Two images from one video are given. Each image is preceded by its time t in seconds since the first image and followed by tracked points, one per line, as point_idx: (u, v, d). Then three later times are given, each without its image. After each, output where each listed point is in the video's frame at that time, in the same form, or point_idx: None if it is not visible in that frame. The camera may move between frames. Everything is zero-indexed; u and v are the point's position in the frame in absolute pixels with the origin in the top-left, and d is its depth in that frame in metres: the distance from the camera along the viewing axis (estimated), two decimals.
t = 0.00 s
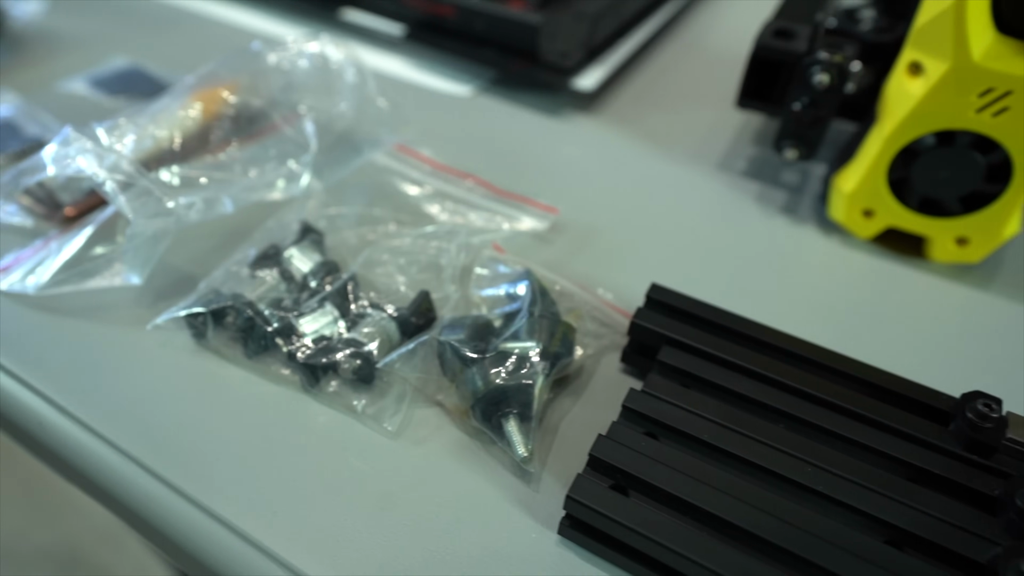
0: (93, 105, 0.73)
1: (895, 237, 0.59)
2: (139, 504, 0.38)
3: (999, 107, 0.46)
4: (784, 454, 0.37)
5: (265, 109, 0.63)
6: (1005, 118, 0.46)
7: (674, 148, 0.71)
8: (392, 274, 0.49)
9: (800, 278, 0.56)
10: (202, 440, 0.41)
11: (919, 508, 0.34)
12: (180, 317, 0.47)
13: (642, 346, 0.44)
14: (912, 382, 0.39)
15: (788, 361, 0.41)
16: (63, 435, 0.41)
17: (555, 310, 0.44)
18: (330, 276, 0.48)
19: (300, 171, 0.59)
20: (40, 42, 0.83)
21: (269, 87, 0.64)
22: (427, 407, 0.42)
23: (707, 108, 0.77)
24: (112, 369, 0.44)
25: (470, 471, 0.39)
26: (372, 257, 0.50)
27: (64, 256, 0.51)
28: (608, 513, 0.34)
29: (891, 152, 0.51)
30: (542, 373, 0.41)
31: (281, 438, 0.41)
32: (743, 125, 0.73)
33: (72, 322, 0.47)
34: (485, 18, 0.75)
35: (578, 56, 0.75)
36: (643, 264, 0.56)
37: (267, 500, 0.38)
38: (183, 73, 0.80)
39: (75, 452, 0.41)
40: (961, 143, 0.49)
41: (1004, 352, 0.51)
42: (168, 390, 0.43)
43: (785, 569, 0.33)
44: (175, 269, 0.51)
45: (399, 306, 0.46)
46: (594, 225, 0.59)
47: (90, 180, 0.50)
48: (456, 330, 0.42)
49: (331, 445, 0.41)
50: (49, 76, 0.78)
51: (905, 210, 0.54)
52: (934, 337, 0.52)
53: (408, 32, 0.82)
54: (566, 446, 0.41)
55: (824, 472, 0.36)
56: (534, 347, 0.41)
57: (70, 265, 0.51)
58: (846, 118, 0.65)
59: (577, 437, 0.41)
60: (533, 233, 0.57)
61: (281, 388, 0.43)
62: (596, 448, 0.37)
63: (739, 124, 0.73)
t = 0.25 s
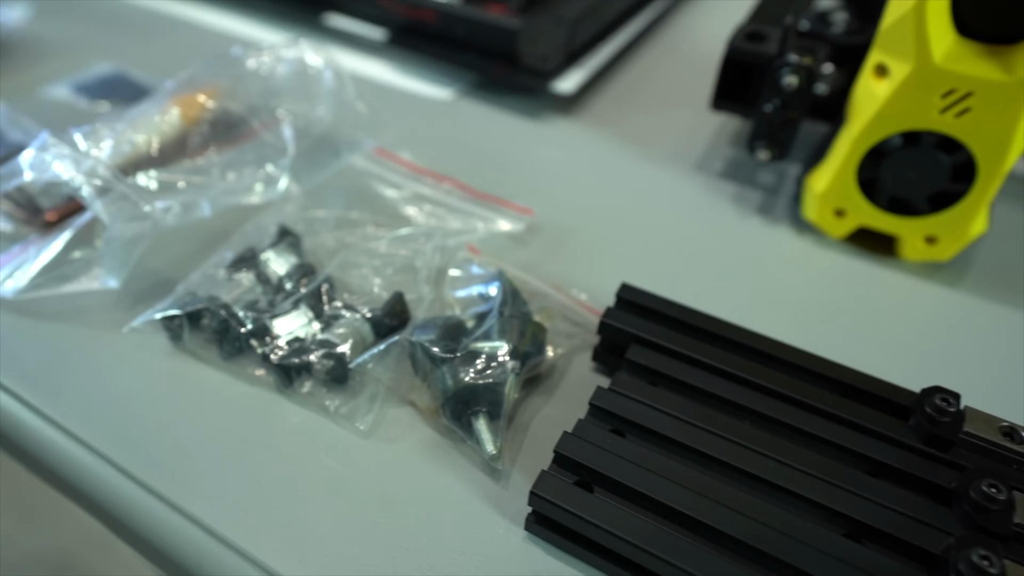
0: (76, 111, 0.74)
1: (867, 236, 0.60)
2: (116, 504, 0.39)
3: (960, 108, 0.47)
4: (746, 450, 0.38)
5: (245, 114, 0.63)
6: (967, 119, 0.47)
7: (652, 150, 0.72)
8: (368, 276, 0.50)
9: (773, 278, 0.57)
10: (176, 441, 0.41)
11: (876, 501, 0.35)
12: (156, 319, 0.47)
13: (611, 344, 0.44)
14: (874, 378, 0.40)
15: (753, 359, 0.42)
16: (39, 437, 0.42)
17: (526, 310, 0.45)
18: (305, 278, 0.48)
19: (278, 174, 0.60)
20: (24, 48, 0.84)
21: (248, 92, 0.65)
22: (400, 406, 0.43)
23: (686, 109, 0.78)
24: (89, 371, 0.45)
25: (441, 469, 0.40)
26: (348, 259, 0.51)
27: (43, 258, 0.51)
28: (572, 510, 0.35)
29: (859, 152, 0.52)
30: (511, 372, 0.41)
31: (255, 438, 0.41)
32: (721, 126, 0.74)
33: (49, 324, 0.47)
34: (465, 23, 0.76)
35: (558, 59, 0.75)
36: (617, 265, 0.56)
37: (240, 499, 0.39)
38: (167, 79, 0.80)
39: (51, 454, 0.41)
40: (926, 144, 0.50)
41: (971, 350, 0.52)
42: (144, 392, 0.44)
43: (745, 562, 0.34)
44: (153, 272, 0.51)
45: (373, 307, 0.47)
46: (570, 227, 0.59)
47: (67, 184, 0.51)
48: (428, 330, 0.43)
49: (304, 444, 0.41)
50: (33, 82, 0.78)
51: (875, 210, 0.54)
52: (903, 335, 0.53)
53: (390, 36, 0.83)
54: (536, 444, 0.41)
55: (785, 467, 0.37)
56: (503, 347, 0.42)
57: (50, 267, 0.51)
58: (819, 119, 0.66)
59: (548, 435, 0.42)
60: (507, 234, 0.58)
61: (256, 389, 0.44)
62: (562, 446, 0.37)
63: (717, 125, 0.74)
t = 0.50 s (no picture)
0: (60, 115, 0.74)
1: (841, 233, 0.61)
2: (92, 500, 0.40)
3: (926, 105, 0.47)
4: (712, 442, 0.38)
5: (226, 116, 0.64)
6: (933, 116, 0.48)
7: (631, 150, 0.72)
8: (345, 274, 0.50)
9: (748, 276, 0.58)
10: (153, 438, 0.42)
11: (838, 491, 0.35)
12: (134, 319, 0.48)
13: (583, 339, 0.45)
14: (839, 371, 0.40)
15: (721, 353, 0.42)
16: (17, 436, 0.42)
17: (499, 307, 0.45)
18: (283, 278, 0.49)
19: (257, 175, 0.60)
20: (8, 52, 0.84)
21: (229, 95, 0.65)
22: (375, 402, 0.44)
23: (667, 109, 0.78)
24: (67, 370, 0.45)
25: (414, 463, 0.41)
26: (326, 258, 0.51)
27: (23, 259, 0.51)
28: (539, 501, 0.35)
29: (830, 149, 0.53)
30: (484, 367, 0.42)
31: (230, 435, 0.42)
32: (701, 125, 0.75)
33: (28, 324, 0.48)
34: (447, 25, 0.77)
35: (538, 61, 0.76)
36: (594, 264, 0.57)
37: (215, 494, 0.39)
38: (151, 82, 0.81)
39: (29, 452, 0.42)
40: (895, 141, 0.50)
41: (941, 344, 0.52)
42: (121, 390, 0.44)
43: (708, 552, 0.34)
44: (133, 273, 0.51)
45: (348, 305, 0.47)
46: (548, 226, 0.60)
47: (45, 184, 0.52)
48: (402, 327, 0.44)
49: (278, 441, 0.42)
50: (17, 86, 0.79)
51: (847, 206, 0.55)
52: (875, 330, 0.53)
53: (373, 39, 0.84)
54: (508, 438, 0.42)
55: (749, 459, 0.37)
56: (476, 342, 0.42)
57: (29, 269, 0.51)
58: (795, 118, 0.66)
59: (519, 430, 0.42)
60: (485, 233, 0.58)
61: (233, 386, 0.44)
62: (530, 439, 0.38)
63: (696, 125, 0.75)
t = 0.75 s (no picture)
0: (41, 115, 0.74)
1: (815, 228, 0.62)
2: (68, 495, 0.40)
3: (892, 100, 0.48)
4: (678, 431, 0.39)
5: (206, 116, 0.64)
6: (899, 111, 0.48)
7: (610, 147, 0.73)
8: (322, 270, 0.51)
9: (723, 270, 0.58)
10: (129, 433, 0.42)
11: (800, 477, 0.36)
12: (111, 316, 0.48)
13: (555, 333, 0.45)
14: (805, 360, 0.41)
15: (689, 344, 0.43)
16: None
17: (472, 301, 0.46)
18: (260, 274, 0.49)
19: (235, 174, 0.61)
20: None
21: (210, 95, 0.66)
22: (349, 396, 0.44)
23: (646, 107, 0.79)
24: (44, 367, 0.45)
25: (387, 455, 0.41)
26: (303, 255, 0.52)
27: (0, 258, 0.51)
28: (507, 490, 0.36)
29: (801, 146, 0.54)
30: (455, 360, 0.43)
31: (206, 429, 0.42)
32: (680, 123, 0.75)
33: (6, 322, 0.48)
34: (429, 25, 0.77)
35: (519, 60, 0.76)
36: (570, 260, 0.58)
37: (190, 487, 0.40)
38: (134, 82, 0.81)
39: (6, 448, 0.42)
40: (864, 136, 0.51)
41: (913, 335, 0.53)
42: (98, 386, 0.44)
43: (672, 537, 0.35)
44: (111, 270, 0.52)
45: (324, 300, 0.48)
46: (526, 223, 0.61)
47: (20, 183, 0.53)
48: (375, 321, 0.44)
49: (253, 435, 0.42)
50: None
51: (820, 201, 0.56)
52: (847, 322, 0.54)
53: (357, 39, 0.84)
54: (480, 430, 0.42)
55: (714, 447, 0.38)
56: (447, 336, 0.43)
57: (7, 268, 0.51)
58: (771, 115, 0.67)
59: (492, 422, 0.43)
60: (462, 230, 0.59)
61: (209, 381, 0.45)
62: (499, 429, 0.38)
63: (676, 122, 0.76)
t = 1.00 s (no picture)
0: (19, 114, 0.74)
1: (788, 221, 0.62)
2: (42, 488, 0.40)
3: (857, 92, 0.49)
4: (642, 417, 0.39)
5: (184, 116, 0.65)
6: (864, 103, 0.49)
7: (588, 144, 0.74)
8: (297, 265, 0.51)
9: (697, 263, 0.59)
10: (102, 427, 0.42)
11: (761, 460, 0.36)
12: (86, 312, 0.48)
13: (524, 323, 0.46)
14: (768, 347, 0.41)
15: (655, 333, 0.43)
16: None
17: (442, 294, 0.47)
18: (235, 270, 0.50)
19: (212, 172, 0.61)
20: None
21: (188, 95, 0.66)
22: (322, 388, 0.45)
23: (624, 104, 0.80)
24: (19, 363, 0.46)
25: (358, 445, 0.42)
26: (279, 252, 0.53)
27: None
28: (471, 476, 0.36)
29: (770, 139, 0.55)
30: (425, 352, 0.43)
31: (180, 422, 0.43)
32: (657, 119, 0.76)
33: None
34: (408, 24, 0.78)
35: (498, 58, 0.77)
36: (545, 254, 0.58)
37: (163, 479, 0.40)
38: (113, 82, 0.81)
39: None
40: (831, 128, 0.52)
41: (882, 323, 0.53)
42: (73, 381, 0.45)
43: (633, 520, 0.35)
44: (87, 267, 0.52)
45: (297, 294, 0.48)
46: (501, 218, 0.62)
47: None
48: (347, 313, 0.45)
49: (226, 427, 0.43)
50: None
51: (790, 193, 0.56)
52: (818, 312, 0.55)
53: (337, 39, 0.85)
54: (451, 419, 0.43)
55: (677, 432, 0.38)
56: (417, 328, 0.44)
57: None
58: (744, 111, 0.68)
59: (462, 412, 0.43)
60: (438, 226, 0.59)
61: (183, 375, 0.45)
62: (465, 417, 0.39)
63: (653, 119, 0.76)
